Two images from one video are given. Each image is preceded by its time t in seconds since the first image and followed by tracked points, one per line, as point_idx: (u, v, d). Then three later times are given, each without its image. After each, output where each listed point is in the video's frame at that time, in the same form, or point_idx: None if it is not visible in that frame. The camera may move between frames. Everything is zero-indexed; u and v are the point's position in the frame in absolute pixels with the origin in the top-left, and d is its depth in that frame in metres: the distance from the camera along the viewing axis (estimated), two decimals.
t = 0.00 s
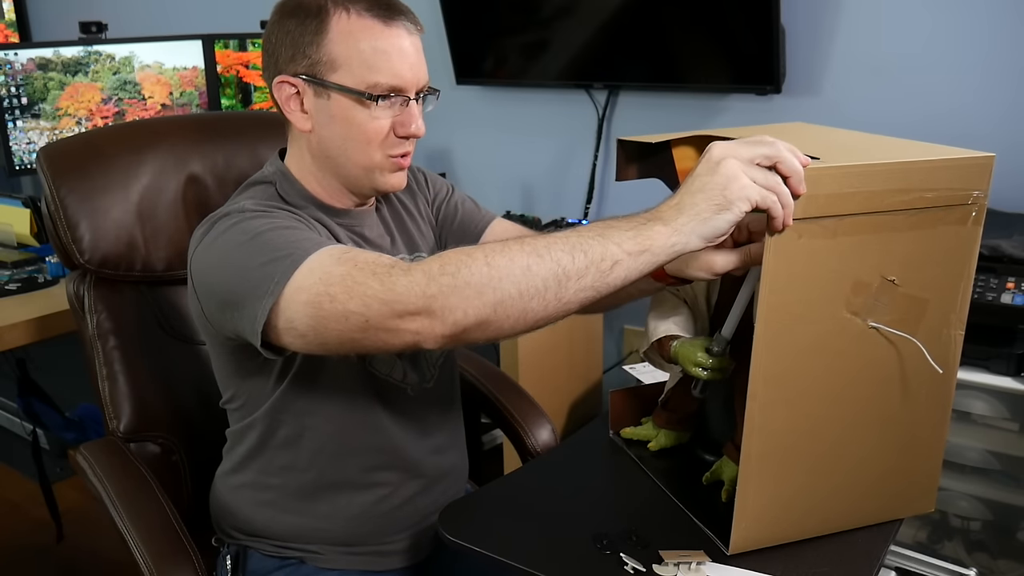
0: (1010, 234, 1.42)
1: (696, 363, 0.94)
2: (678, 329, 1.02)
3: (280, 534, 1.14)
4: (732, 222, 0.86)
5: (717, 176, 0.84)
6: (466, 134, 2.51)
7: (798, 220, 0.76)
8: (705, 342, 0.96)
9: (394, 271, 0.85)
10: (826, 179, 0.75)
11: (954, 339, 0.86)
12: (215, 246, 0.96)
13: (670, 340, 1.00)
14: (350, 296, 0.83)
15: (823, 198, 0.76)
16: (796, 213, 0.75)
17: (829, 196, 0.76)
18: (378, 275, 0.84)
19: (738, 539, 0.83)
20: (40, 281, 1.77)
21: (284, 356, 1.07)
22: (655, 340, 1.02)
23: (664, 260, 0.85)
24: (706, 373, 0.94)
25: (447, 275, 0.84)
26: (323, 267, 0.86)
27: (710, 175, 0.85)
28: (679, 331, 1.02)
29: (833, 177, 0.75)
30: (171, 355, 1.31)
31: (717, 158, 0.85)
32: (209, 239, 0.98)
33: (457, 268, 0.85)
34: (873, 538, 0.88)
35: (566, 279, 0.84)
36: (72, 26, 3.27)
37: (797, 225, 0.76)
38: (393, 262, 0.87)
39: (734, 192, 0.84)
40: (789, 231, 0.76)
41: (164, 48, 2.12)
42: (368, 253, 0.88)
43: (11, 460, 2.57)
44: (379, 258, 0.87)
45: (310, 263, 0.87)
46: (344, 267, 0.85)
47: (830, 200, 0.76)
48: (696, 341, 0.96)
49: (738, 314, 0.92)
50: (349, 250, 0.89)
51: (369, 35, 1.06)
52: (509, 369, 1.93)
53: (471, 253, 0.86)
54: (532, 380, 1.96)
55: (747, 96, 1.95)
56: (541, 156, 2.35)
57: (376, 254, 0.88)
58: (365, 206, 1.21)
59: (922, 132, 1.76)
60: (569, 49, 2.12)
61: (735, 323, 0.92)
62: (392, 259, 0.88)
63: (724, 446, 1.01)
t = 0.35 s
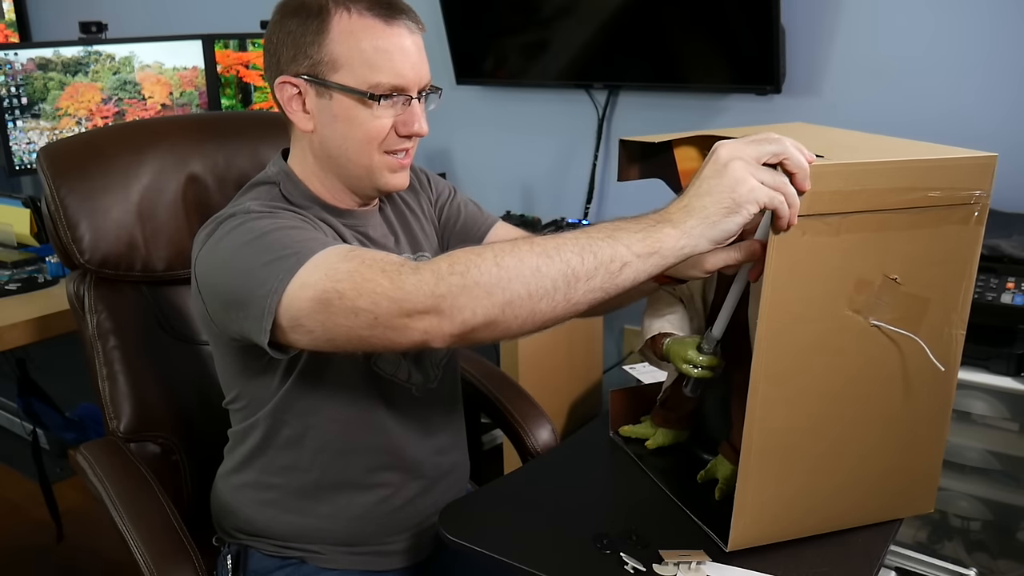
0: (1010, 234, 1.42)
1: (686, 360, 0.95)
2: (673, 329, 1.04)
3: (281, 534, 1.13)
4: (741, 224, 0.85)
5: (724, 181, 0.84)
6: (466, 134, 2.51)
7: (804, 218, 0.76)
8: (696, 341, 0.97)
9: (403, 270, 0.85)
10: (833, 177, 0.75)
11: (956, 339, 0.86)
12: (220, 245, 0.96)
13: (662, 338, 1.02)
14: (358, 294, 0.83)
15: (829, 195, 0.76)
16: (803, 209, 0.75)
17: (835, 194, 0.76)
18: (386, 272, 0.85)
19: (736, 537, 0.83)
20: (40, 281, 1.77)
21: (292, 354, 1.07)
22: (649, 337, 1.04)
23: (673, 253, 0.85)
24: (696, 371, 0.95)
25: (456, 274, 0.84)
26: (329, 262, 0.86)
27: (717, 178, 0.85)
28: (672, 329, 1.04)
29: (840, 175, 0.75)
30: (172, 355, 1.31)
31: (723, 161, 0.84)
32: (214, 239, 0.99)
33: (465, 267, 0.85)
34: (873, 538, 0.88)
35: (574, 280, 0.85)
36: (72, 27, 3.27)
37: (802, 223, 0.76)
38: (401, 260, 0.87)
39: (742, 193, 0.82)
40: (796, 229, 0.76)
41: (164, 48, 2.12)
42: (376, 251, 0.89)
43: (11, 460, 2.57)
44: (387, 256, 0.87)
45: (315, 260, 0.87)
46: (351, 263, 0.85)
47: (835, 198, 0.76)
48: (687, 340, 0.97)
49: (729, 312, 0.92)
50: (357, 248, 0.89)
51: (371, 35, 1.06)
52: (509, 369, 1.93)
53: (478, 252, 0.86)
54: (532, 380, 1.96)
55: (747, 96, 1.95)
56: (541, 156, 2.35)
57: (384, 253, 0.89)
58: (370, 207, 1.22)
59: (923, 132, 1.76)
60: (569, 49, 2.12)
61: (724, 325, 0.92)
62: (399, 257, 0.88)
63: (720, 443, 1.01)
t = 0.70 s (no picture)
0: (1010, 234, 1.42)
1: (682, 362, 0.94)
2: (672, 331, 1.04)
3: (280, 534, 1.13)
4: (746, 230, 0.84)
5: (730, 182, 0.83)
6: (466, 134, 2.51)
7: (811, 217, 0.76)
8: (693, 342, 0.96)
9: (406, 263, 0.85)
10: (839, 176, 0.75)
11: (957, 341, 0.86)
12: (221, 241, 0.97)
13: (660, 338, 1.02)
14: (361, 285, 0.83)
15: (834, 195, 0.76)
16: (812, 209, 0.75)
17: (840, 194, 0.76)
18: (390, 265, 0.85)
19: (736, 535, 0.83)
20: (40, 281, 1.77)
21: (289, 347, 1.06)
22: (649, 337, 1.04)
23: (675, 254, 0.85)
24: (693, 374, 0.94)
25: (458, 267, 0.85)
26: (331, 255, 0.86)
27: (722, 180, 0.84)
28: (671, 330, 1.04)
29: (846, 174, 0.75)
30: (171, 355, 1.31)
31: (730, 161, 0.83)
32: (215, 236, 0.99)
33: (468, 261, 0.85)
34: (874, 539, 0.88)
35: (577, 278, 0.84)
36: (72, 27, 3.27)
37: (809, 222, 0.76)
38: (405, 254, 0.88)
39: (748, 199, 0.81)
40: (802, 230, 0.76)
41: (164, 48, 2.12)
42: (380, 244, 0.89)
43: (11, 459, 2.57)
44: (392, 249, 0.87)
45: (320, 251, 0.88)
46: (355, 256, 0.86)
47: (840, 198, 0.76)
48: (684, 341, 0.97)
49: (727, 314, 0.91)
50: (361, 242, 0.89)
51: (360, 31, 1.06)
52: (509, 369, 1.93)
53: (482, 245, 0.87)
54: (532, 380, 1.96)
55: (747, 96, 1.95)
56: (541, 156, 2.35)
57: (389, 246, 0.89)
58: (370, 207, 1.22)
59: (923, 132, 1.76)
60: (569, 49, 2.12)
61: (721, 329, 0.92)
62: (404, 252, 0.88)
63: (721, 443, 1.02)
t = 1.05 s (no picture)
0: (1010, 234, 1.41)
1: (685, 362, 0.95)
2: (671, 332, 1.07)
3: (278, 532, 1.13)
4: (694, 275, 0.86)
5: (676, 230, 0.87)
6: (466, 134, 2.51)
7: (772, 220, 0.75)
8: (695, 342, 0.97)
9: (389, 323, 0.86)
10: (811, 180, 0.75)
11: (948, 339, 0.86)
12: (221, 253, 0.98)
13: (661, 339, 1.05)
14: (344, 338, 0.84)
15: (805, 198, 0.76)
16: (776, 212, 0.75)
17: (810, 197, 0.76)
18: (374, 322, 0.85)
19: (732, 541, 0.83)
20: (40, 281, 1.77)
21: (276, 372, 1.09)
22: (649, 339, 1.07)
23: (645, 313, 0.86)
24: (697, 372, 0.95)
25: (440, 333, 0.86)
26: (319, 300, 0.87)
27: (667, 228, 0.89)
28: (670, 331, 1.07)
29: (822, 175, 0.76)
30: (171, 354, 1.31)
31: (669, 219, 0.88)
32: (216, 244, 1.00)
33: (450, 328, 0.86)
34: (873, 538, 0.88)
35: (554, 343, 0.86)
36: (72, 27, 3.28)
37: (780, 225, 0.75)
38: (392, 310, 0.88)
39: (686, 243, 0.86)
40: (774, 229, 0.75)
41: (164, 48, 2.12)
42: (367, 292, 0.89)
43: (11, 459, 2.57)
44: (379, 302, 0.88)
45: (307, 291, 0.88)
46: (343, 305, 0.87)
47: (811, 200, 0.76)
48: (686, 342, 0.98)
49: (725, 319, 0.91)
50: (349, 286, 0.90)
51: (358, 27, 1.08)
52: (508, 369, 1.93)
53: (464, 315, 0.88)
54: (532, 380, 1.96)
55: (747, 96, 1.95)
56: (541, 156, 2.35)
57: (377, 296, 0.89)
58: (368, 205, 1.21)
59: (922, 131, 1.76)
60: (569, 49, 2.12)
61: (722, 326, 0.92)
62: (392, 307, 0.89)
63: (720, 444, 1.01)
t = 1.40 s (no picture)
0: (1010, 234, 1.41)
1: (673, 356, 0.95)
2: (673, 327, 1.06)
3: (280, 532, 1.13)
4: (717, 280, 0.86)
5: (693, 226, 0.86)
6: (466, 134, 2.51)
7: (783, 211, 0.76)
8: (684, 337, 0.97)
9: (417, 326, 0.87)
10: (822, 171, 0.75)
11: (948, 340, 0.86)
12: (234, 255, 0.98)
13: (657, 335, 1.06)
14: (370, 342, 0.86)
15: (810, 191, 0.76)
16: (782, 204, 0.75)
17: (817, 190, 0.76)
18: (399, 326, 0.87)
19: (723, 531, 0.84)
20: (40, 281, 1.77)
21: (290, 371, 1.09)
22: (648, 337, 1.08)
23: (673, 315, 0.87)
24: (684, 367, 0.95)
25: (468, 337, 0.87)
26: (340, 304, 0.88)
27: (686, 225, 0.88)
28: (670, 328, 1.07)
29: (825, 170, 0.76)
30: (172, 354, 1.31)
31: (687, 221, 0.85)
32: (224, 246, 1.00)
33: (478, 330, 0.88)
34: (873, 538, 0.88)
35: (581, 344, 0.87)
36: (72, 27, 3.28)
37: (784, 218, 0.76)
38: (416, 312, 0.89)
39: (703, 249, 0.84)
40: (777, 220, 0.76)
41: (164, 48, 2.12)
42: (389, 294, 0.90)
43: (11, 459, 2.57)
44: (402, 305, 0.89)
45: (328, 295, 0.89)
46: (366, 309, 0.87)
47: (817, 193, 0.76)
48: (675, 335, 0.97)
49: (715, 315, 0.92)
50: (370, 289, 0.90)
51: (344, 18, 1.10)
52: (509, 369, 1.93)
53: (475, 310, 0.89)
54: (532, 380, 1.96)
55: (747, 96, 1.95)
56: (541, 156, 2.35)
57: (398, 299, 0.90)
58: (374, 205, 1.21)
59: (922, 131, 1.76)
60: (569, 49, 2.12)
61: (711, 323, 0.92)
62: (414, 309, 0.90)
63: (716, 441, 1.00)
